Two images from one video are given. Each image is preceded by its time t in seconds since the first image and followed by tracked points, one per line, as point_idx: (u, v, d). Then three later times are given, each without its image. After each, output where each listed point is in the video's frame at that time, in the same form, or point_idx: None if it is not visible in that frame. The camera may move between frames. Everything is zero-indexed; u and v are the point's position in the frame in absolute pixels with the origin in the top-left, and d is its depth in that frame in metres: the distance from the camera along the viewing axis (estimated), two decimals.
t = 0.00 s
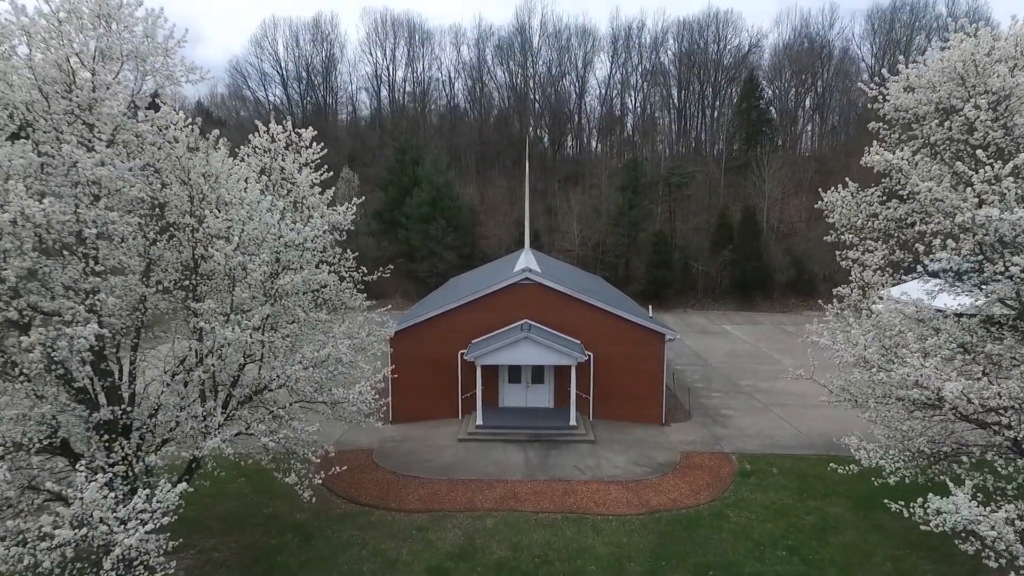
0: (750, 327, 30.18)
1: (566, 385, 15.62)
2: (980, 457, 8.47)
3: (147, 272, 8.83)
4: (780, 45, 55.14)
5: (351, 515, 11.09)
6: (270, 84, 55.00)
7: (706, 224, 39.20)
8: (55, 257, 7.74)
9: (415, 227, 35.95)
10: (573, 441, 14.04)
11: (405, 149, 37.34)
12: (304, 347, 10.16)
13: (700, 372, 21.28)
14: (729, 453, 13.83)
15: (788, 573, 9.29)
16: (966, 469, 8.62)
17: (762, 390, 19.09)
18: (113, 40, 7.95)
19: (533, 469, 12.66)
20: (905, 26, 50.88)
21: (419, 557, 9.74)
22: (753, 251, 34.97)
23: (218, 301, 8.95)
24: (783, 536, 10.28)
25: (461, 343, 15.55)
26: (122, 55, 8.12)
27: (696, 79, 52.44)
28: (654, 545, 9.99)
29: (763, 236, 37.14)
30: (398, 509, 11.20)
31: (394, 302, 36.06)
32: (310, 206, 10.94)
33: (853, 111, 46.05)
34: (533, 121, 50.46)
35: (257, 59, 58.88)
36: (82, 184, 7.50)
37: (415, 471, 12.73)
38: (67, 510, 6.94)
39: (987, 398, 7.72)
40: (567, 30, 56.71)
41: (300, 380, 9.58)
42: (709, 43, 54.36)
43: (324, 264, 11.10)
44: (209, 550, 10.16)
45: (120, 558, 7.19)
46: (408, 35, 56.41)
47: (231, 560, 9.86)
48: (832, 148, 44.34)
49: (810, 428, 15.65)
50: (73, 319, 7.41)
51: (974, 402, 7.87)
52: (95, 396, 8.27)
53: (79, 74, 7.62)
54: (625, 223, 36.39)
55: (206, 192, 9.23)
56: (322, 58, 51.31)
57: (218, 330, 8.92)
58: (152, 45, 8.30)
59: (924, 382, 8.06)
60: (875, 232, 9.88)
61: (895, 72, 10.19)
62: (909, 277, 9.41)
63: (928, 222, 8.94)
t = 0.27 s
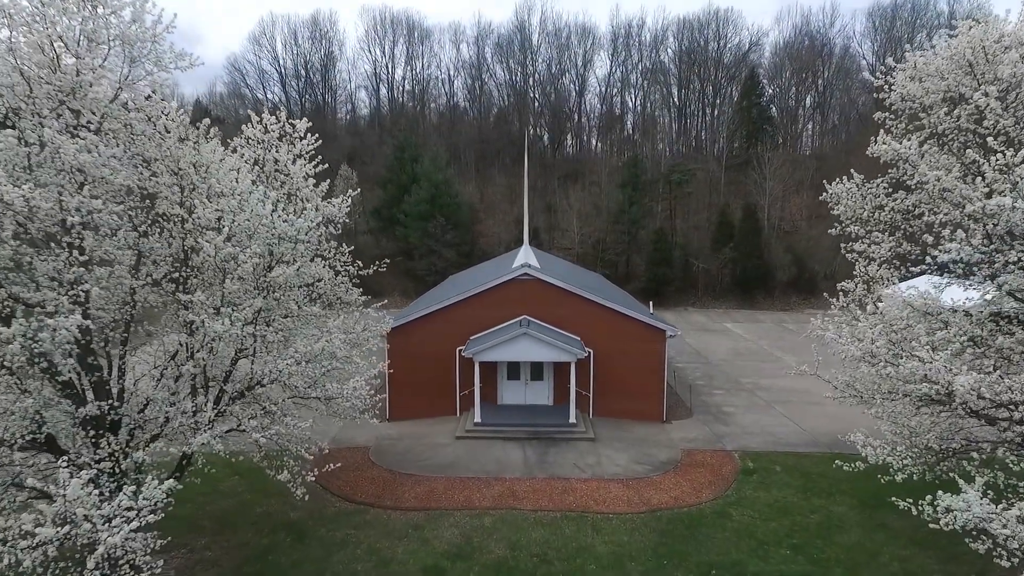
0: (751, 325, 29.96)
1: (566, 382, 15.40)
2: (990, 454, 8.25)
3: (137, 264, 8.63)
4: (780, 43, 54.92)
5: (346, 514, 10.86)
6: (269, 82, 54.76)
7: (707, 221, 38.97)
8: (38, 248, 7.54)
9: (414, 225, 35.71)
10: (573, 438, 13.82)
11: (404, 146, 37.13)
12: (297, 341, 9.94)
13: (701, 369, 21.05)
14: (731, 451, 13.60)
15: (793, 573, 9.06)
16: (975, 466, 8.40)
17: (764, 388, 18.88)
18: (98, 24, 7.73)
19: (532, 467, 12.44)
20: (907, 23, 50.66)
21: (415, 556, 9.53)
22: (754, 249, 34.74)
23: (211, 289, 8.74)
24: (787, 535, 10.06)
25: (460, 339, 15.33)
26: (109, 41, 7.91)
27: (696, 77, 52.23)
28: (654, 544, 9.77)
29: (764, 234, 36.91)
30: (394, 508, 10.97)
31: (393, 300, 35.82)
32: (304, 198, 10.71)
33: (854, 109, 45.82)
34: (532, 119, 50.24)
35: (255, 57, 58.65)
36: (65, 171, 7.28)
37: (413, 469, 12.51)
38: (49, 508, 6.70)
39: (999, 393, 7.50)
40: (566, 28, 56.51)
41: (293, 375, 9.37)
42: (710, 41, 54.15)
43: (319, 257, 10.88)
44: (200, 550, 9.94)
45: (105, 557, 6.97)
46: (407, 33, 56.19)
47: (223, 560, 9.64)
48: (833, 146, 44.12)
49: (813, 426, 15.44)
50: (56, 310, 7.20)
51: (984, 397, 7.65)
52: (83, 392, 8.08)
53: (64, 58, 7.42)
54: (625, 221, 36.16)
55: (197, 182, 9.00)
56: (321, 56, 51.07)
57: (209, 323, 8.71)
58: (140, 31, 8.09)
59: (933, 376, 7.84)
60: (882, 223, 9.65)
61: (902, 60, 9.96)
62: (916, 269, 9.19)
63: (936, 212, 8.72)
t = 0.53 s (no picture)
0: (753, 322, 29.70)
1: (565, 378, 15.15)
2: (1003, 449, 7.99)
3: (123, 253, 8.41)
4: (781, 41, 54.64)
5: (340, 511, 10.62)
6: (267, 80, 54.53)
7: (708, 219, 38.71)
8: (20, 236, 7.33)
9: (413, 222, 35.47)
10: (573, 435, 13.56)
11: (402, 143, 36.89)
12: (290, 334, 9.69)
13: (703, 367, 20.79)
14: (734, 448, 13.35)
15: (798, 572, 8.81)
16: (987, 462, 8.14)
17: (767, 385, 18.61)
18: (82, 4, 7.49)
19: (530, 464, 12.19)
20: (909, 20, 50.34)
21: (409, 554, 9.28)
22: (755, 246, 34.46)
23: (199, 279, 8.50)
24: (793, 533, 9.80)
25: (458, 334, 15.08)
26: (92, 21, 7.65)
27: (697, 75, 51.95)
28: (656, 542, 9.52)
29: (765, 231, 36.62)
30: (389, 505, 10.73)
31: (391, 298, 35.57)
32: (298, 188, 10.47)
33: (855, 106, 45.51)
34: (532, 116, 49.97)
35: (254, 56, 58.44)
36: (45, 155, 7.04)
37: (409, 466, 12.26)
38: (28, 504, 6.44)
39: (1014, 386, 7.24)
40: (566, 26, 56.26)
41: (285, 368, 9.14)
42: (710, 39, 53.88)
43: (313, 249, 10.62)
44: (191, 548, 9.70)
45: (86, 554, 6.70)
46: (406, 31, 55.94)
47: (214, 558, 9.40)
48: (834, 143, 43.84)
49: (817, 423, 15.18)
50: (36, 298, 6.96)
51: (997, 390, 7.39)
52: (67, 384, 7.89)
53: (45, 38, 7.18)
54: (625, 218, 35.90)
55: (185, 169, 8.75)
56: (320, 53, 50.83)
57: (197, 314, 8.47)
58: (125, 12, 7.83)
59: (945, 368, 7.58)
60: (890, 213, 9.40)
61: (911, 45, 9.69)
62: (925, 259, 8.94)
63: (947, 201, 8.47)
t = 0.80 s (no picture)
0: (754, 320, 29.49)
1: (564, 374, 14.95)
2: (1014, 444, 7.78)
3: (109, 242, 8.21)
4: (782, 39, 54.43)
5: (334, 509, 10.40)
6: (266, 78, 54.26)
7: (708, 216, 38.49)
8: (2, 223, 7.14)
9: (412, 219, 35.25)
10: (572, 432, 13.35)
11: (401, 140, 36.66)
12: (283, 327, 9.47)
13: (704, 364, 20.59)
14: (736, 445, 13.15)
15: (803, 569, 8.60)
16: (997, 457, 7.93)
17: (768, 382, 18.41)
18: None
19: (529, 461, 11.98)
20: (910, 18, 50.12)
21: (405, 553, 9.07)
22: (756, 243, 34.23)
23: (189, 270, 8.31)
24: (796, 530, 9.60)
25: (455, 329, 14.88)
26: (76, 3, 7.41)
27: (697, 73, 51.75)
28: (658, 540, 9.30)
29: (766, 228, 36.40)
30: (385, 502, 10.52)
31: (390, 296, 35.34)
32: (290, 177, 10.23)
33: (856, 104, 45.33)
34: (531, 114, 49.72)
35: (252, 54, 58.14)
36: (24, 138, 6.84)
37: (406, 462, 12.06)
38: (8, 500, 6.22)
39: None
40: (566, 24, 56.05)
41: (278, 361, 8.92)
42: (711, 36, 53.66)
43: (307, 240, 10.40)
44: (183, 546, 9.49)
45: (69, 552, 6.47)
46: (405, 29, 55.71)
47: (205, 556, 9.19)
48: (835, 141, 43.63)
49: (820, 420, 14.98)
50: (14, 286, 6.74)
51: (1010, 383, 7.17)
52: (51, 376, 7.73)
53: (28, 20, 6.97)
54: (625, 216, 35.68)
55: (173, 157, 8.53)
56: (318, 50, 50.56)
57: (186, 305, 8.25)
58: None
59: (956, 361, 7.36)
60: (897, 203, 9.20)
61: (918, 32, 9.44)
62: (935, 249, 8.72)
63: (957, 190, 8.25)
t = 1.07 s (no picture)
0: (755, 318, 29.27)
1: (564, 370, 14.74)
2: None
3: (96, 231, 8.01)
4: (782, 36, 54.18)
5: (329, 506, 10.19)
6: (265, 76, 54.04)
7: (709, 214, 38.28)
8: None
9: (411, 216, 35.04)
10: (572, 428, 13.14)
11: (400, 137, 36.42)
12: (275, 320, 9.24)
13: (705, 361, 20.37)
14: (739, 442, 12.94)
15: (809, 568, 8.39)
16: (1008, 452, 7.72)
17: (770, 379, 18.20)
18: None
19: (528, 458, 11.77)
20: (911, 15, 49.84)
21: (401, 550, 8.86)
22: (757, 241, 34.01)
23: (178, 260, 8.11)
24: (801, 528, 9.40)
25: (453, 325, 14.67)
26: None
27: (697, 70, 51.50)
28: (659, 537, 9.09)
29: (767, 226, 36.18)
30: (381, 499, 10.30)
31: (388, 294, 35.12)
32: (284, 166, 10.01)
33: (857, 101, 45.08)
34: (531, 112, 49.49)
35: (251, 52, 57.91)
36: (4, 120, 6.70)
37: (402, 459, 11.85)
38: None
39: None
40: (566, 22, 55.84)
41: (270, 354, 8.71)
42: (711, 34, 53.42)
43: (300, 231, 10.18)
44: (174, 544, 9.27)
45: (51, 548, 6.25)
46: (404, 26, 55.48)
47: (196, 554, 8.98)
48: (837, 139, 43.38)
49: (823, 416, 14.78)
50: None
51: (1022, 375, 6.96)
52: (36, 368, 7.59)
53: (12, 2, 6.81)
54: (626, 213, 35.47)
55: (162, 143, 8.33)
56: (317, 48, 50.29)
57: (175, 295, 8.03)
58: None
59: (967, 353, 7.15)
60: (904, 192, 8.99)
61: (925, 17, 9.22)
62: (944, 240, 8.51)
63: (967, 177, 8.04)
